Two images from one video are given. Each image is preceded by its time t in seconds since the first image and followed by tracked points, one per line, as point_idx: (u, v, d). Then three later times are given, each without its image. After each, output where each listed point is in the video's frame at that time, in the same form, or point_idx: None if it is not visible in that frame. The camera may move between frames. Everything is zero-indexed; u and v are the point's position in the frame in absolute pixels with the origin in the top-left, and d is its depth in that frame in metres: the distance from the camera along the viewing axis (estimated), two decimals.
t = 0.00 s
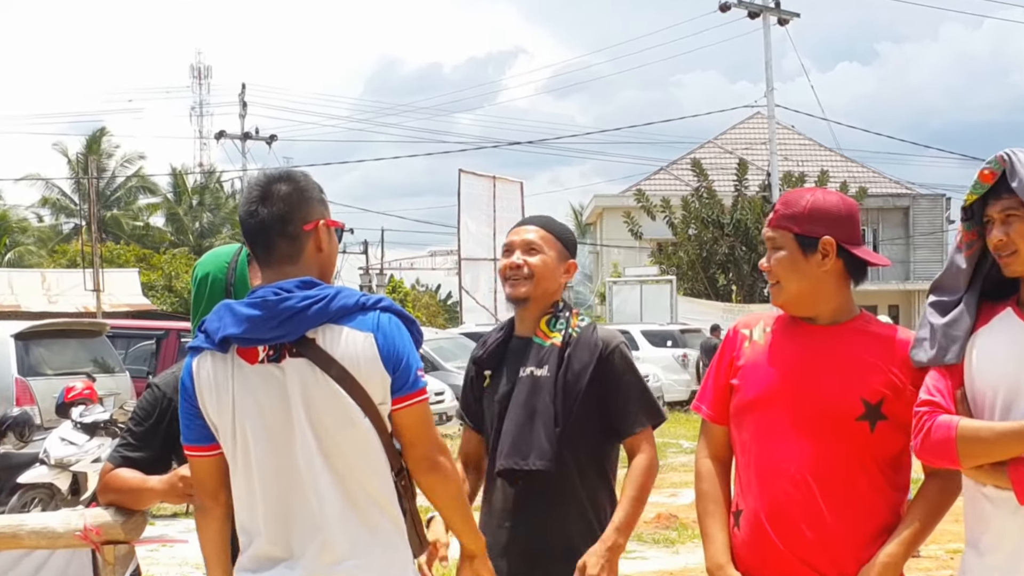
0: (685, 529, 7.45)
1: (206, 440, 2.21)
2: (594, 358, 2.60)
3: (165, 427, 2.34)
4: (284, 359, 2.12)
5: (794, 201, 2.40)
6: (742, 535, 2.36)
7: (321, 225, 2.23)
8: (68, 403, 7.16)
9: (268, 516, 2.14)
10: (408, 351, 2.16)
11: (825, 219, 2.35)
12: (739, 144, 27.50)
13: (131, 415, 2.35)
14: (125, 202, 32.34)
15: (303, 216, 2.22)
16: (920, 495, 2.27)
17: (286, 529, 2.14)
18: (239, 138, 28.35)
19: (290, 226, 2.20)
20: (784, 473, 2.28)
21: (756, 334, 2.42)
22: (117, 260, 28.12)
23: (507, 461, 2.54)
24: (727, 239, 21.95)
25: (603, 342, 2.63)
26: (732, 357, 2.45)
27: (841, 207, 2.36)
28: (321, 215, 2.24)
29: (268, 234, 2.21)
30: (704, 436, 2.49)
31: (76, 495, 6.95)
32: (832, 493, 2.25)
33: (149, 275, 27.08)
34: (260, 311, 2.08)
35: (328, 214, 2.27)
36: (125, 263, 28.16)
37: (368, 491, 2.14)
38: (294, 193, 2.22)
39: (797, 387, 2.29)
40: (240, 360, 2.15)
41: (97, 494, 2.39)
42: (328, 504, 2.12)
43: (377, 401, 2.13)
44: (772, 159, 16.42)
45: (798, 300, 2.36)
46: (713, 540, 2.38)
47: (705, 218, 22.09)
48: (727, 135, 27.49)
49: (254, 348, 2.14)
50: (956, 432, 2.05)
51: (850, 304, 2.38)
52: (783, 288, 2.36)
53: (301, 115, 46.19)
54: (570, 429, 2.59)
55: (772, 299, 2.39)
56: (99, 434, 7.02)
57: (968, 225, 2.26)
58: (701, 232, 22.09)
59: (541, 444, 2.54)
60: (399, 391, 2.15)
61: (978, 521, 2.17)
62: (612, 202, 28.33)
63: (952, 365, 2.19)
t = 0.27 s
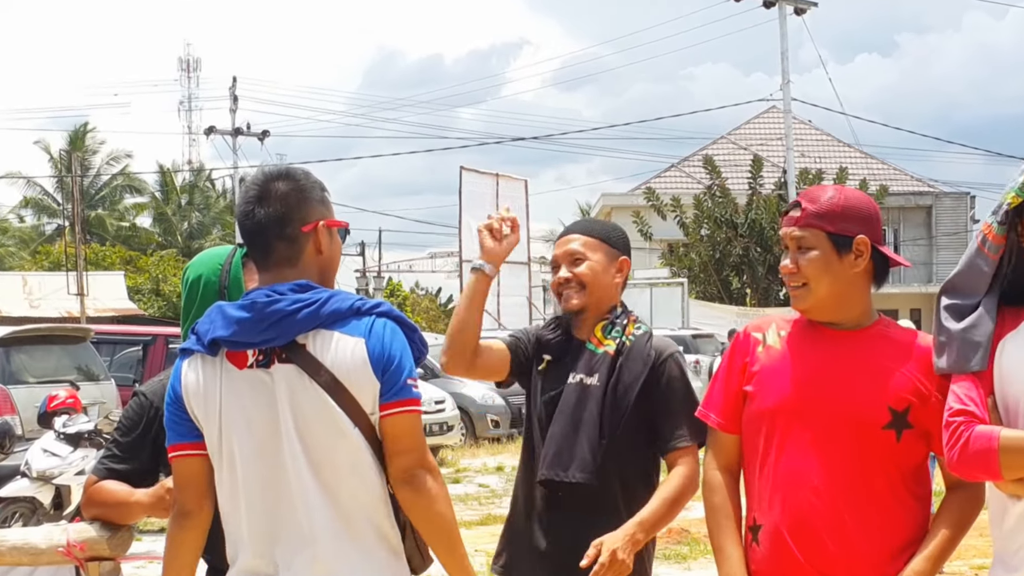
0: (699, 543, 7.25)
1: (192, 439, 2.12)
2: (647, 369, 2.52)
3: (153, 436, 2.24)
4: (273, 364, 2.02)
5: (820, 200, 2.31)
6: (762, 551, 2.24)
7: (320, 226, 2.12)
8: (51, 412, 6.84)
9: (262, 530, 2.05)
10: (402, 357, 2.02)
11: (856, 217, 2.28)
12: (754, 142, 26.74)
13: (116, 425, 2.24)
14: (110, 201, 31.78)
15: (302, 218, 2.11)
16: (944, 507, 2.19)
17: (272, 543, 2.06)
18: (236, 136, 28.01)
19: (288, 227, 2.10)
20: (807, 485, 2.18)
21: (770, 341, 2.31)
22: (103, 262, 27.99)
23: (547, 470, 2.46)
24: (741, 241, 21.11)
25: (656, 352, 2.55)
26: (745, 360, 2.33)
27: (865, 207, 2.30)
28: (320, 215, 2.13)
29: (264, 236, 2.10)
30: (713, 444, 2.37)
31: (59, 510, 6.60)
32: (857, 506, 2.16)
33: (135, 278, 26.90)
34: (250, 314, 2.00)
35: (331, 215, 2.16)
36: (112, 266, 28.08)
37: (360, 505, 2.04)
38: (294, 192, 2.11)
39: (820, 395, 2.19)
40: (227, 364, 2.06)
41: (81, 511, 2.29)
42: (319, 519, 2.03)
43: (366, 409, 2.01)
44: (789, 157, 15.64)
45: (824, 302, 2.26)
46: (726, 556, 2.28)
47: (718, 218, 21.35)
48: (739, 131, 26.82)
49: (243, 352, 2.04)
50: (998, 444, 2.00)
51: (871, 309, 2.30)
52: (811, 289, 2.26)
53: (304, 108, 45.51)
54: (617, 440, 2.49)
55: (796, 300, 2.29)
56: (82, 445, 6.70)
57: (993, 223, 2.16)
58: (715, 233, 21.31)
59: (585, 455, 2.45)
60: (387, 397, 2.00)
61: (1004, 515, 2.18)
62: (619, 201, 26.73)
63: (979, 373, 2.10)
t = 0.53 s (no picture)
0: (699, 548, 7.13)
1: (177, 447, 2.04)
2: (692, 396, 2.51)
3: (135, 440, 2.16)
4: (262, 365, 1.95)
5: (838, 196, 2.23)
6: (774, 558, 2.17)
7: (309, 222, 2.03)
8: (30, 416, 6.73)
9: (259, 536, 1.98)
10: (397, 360, 1.94)
11: (874, 214, 2.22)
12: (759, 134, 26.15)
13: (98, 428, 2.17)
14: (91, 197, 31.42)
15: (290, 213, 2.03)
16: (956, 516, 2.15)
17: (260, 548, 1.98)
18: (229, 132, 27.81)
19: (274, 222, 2.02)
20: (820, 489, 2.12)
21: (779, 340, 2.24)
22: (84, 260, 27.84)
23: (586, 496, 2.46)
24: (745, 237, 20.60)
25: (700, 374, 2.54)
26: (754, 357, 2.25)
27: (878, 201, 2.23)
28: (309, 211, 2.05)
29: (253, 230, 2.03)
30: (719, 445, 2.29)
31: (38, 517, 6.54)
32: (871, 511, 2.11)
33: (118, 275, 26.73)
34: (236, 313, 1.92)
35: (324, 210, 2.09)
36: (94, 263, 27.84)
37: (349, 509, 1.96)
38: (282, 186, 2.03)
39: (836, 396, 2.13)
40: (214, 366, 1.99)
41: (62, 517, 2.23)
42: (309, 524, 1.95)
43: (360, 413, 1.93)
44: (795, 151, 15.18)
45: (840, 302, 2.20)
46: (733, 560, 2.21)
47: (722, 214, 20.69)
48: (741, 126, 26.37)
49: (229, 353, 1.97)
50: (1010, 446, 1.94)
51: (885, 308, 2.24)
52: (827, 288, 2.19)
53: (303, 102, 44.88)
54: (659, 467, 2.48)
55: (811, 300, 2.22)
56: (63, 449, 6.58)
57: (1011, 218, 2.07)
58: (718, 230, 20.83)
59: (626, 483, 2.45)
60: (382, 402, 1.93)
61: (1018, 520, 2.10)
62: (620, 198, 25.59)
63: (991, 376, 2.03)
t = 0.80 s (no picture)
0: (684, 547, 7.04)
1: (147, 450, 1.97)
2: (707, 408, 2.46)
3: (103, 437, 2.10)
4: (236, 361, 1.86)
5: (855, 187, 2.14)
6: (770, 560, 2.09)
7: (277, 212, 1.95)
8: None
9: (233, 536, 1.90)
10: (378, 356, 1.88)
11: (888, 208, 2.14)
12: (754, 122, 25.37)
13: (64, 424, 2.11)
14: (59, 185, 30.92)
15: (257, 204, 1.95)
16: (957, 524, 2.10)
17: (238, 549, 1.89)
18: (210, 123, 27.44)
19: (240, 213, 1.94)
20: (822, 490, 2.05)
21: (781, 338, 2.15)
22: (52, 251, 27.43)
23: (597, 503, 2.41)
24: (740, 229, 18.86)
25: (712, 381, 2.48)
26: (753, 353, 2.16)
27: (892, 196, 2.15)
28: (279, 201, 1.96)
29: (220, 217, 1.96)
30: (714, 443, 2.19)
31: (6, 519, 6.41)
32: (875, 513, 2.04)
33: (88, 266, 26.35)
34: (209, 307, 1.83)
35: (301, 200, 2.00)
36: (62, 254, 27.48)
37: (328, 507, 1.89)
38: (251, 175, 1.95)
39: (841, 396, 2.05)
40: (186, 363, 1.89)
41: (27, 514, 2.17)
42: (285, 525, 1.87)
43: (339, 410, 1.86)
44: (791, 141, 14.69)
45: (847, 297, 2.12)
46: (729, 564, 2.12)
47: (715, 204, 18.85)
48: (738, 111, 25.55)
49: (201, 349, 1.87)
50: (1008, 444, 1.87)
51: (889, 306, 2.17)
52: (836, 283, 2.11)
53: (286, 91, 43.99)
54: (670, 478, 2.45)
55: (818, 295, 2.13)
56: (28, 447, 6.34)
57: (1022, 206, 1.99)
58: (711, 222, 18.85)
59: (638, 493, 2.41)
60: (364, 400, 1.87)
61: (1017, 522, 2.03)
62: (611, 185, 24.72)
63: (992, 372, 1.97)
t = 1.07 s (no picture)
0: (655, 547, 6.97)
1: (105, 447, 2.10)
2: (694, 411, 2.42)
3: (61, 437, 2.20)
4: (185, 360, 2.00)
5: (848, 183, 2.08)
6: (748, 566, 2.04)
7: (218, 208, 2.05)
8: None
9: (180, 531, 2.03)
10: (330, 361, 1.97)
11: (881, 207, 2.10)
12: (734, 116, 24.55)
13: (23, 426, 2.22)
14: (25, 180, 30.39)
15: (198, 200, 2.07)
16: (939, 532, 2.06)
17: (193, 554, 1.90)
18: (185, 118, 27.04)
19: (189, 210, 2.08)
20: (800, 495, 2.00)
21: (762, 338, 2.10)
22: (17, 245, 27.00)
23: (586, 508, 2.33)
24: (718, 224, 17.80)
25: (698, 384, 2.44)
26: (733, 355, 2.11)
27: (883, 195, 2.11)
28: (221, 197, 2.06)
29: (181, 213, 2.10)
30: (692, 447, 2.15)
31: None
32: (856, 520, 2.00)
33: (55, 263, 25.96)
34: (156, 306, 1.97)
35: (252, 193, 2.07)
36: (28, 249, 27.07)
37: (280, 513, 2.01)
38: (204, 173, 2.08)
39: (821, 399, 2.01)
40: (139, 361, 2.04)
41: None
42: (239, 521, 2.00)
43: (291, 413, 1.96)
44: (772, 135, 14.27)
45: (837, 298, 2.07)
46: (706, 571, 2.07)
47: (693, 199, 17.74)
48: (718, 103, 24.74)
49: (153, 347, 2.02)
50: (992, 446, 1.82)
51: (875, 306, 2.12)
52: (830, 282, 2.05)
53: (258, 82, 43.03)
54: (655, 483, 2.39)
55: (811, 294, 2.07)
56: None
57: (1009, 202, 1.93)
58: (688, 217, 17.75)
59: (627, 496, 2.35)
60: (315, 403, 1.96)
61: (1001, 527, 1.98)
62: (586, 181, 24.36)
63: (977, 372, 1.93)
